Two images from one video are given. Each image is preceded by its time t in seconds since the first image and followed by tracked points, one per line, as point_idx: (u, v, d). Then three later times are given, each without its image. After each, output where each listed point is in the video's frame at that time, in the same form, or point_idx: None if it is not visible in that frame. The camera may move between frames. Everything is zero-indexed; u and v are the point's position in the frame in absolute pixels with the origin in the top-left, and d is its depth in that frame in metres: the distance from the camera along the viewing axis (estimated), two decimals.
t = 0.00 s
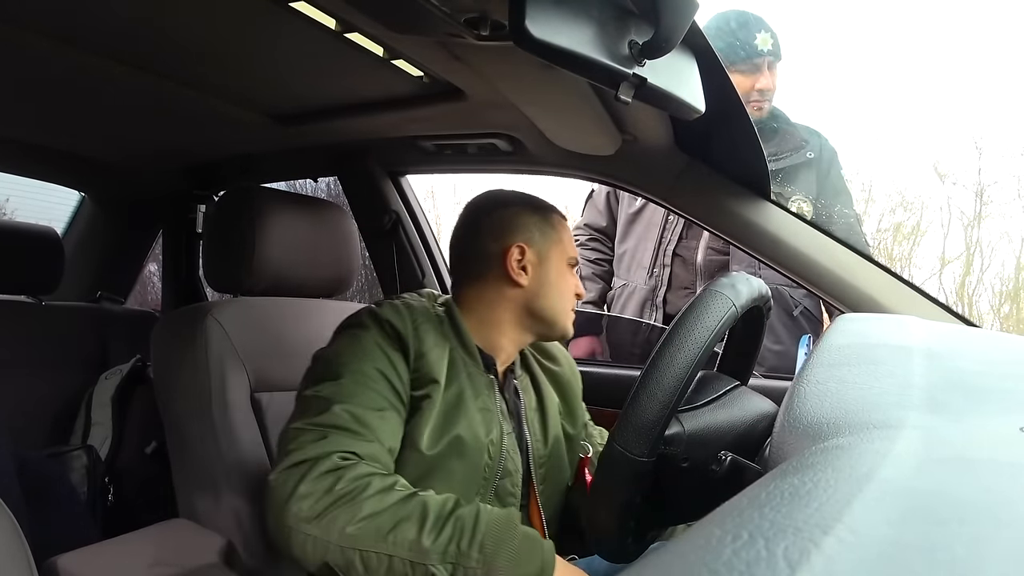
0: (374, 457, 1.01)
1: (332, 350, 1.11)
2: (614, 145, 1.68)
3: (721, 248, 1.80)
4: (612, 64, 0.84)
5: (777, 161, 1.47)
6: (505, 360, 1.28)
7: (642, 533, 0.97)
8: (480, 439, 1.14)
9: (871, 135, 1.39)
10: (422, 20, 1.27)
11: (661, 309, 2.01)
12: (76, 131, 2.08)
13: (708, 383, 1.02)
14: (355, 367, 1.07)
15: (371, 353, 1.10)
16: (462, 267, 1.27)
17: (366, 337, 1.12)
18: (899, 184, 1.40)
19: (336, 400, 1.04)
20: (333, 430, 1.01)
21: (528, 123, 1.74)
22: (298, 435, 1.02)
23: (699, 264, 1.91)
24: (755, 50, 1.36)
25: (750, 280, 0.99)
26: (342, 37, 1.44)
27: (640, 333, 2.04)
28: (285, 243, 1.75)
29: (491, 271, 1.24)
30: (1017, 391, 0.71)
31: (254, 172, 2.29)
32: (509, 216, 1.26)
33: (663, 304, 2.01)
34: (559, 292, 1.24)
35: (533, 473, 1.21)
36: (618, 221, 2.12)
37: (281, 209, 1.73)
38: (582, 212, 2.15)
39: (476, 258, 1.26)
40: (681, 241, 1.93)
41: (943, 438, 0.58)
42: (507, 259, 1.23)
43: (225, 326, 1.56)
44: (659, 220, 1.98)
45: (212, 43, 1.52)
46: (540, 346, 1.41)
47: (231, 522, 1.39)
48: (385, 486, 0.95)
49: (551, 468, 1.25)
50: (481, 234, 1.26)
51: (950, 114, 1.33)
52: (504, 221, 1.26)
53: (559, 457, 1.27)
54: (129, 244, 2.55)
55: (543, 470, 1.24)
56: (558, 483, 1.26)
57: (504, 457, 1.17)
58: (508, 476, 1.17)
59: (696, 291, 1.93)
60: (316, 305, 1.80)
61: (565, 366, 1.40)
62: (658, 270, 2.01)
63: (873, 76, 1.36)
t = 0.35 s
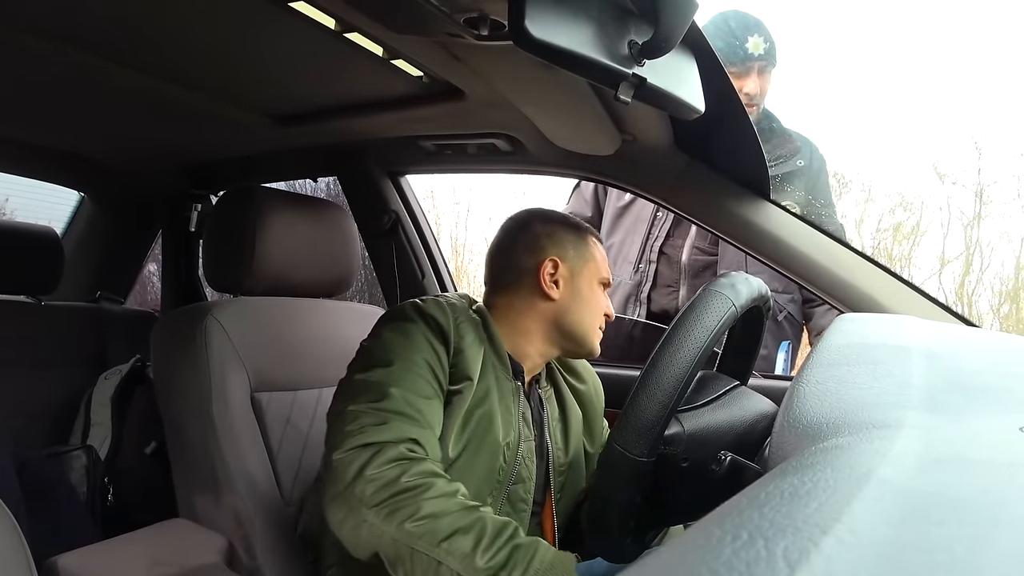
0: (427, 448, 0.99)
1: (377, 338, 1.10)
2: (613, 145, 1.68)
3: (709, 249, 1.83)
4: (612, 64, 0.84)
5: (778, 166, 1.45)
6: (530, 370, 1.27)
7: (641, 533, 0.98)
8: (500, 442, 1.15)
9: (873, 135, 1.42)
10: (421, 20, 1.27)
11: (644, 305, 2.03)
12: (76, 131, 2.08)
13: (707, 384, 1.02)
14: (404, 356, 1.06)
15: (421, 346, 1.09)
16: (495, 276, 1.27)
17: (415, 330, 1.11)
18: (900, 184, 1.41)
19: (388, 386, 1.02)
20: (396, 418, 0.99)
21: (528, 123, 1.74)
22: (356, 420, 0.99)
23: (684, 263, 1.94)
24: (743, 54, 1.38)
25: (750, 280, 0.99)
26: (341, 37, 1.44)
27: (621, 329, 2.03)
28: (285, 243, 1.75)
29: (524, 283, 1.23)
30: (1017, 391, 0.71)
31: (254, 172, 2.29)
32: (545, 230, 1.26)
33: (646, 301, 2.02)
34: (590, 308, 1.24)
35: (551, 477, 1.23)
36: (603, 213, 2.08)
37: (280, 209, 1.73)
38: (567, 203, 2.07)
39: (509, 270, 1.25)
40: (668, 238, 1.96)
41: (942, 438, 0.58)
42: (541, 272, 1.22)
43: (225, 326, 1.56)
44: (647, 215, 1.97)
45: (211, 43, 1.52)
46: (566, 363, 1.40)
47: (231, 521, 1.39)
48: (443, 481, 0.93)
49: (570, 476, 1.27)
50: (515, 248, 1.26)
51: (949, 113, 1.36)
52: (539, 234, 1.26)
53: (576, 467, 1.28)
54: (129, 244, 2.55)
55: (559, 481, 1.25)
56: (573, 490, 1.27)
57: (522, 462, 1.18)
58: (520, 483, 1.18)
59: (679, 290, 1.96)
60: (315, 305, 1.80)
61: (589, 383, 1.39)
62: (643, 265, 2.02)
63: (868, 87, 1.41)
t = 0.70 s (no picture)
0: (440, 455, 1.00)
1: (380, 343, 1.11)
2: (613, 145, 1.68)
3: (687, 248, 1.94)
4: (612, 64, 0.84)
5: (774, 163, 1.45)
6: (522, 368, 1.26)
7: (641, 533, 0.98)
8: (498, 442, 1.16)
9: (871, 134, 1.42)
10: (421, 20, 1.27)
11: (622, 306, 2.07)
12: (76, 131, 2.08)
13: (707, 383, 1.02)
14: (409, 363, 1.08)
15: (422, 349, 1.10)
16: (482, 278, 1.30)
17: (417, 334, 1.12)
18: (899, 184, 1.41)
19: (396, 393, 1.03)
20: (408, 426, 1.00)
21: (527, 123, 1.74)
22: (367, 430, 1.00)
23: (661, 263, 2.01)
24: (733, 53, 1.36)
25: (750, 281, 0.99)
26: (342, 37, 1.44)
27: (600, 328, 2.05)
28: (285, 244, 1.75)
29: (500, 279, 1.25)
30: (1018, 392, 0.70)
31: (254, 171, 2.29)
32: (524, 227, 1.27)
33: (625, 303, 2.07)
34: (566, 296, 1.21)
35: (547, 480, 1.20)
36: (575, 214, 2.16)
37: (280, 209, 1.73)
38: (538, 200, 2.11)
39: (490, 270, 1.27)
40: (646, 239, 2.02)
41: (942, 438, 0.58)
42: (512, 266, 1.24)
43: (224, 326, 1.57)
44: (622, 216, 2.04)
45: (211, 43, 1.52)
46: (565, 361, 1.40)
47: (230, 520, 1.39)
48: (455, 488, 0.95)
49: (565, 477, 1.27)
50: (496, 248, 1.28)
51: (947, 110, 1.36)
52: (517, 231, 1.27)
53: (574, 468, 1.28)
54: (129, 244, 2.55)
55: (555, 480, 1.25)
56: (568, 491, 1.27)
57: (522, 462, 1.18)
58: (518, 481, 1.17)
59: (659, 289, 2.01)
60: (315, 305, 1.79)
61: (586, 381, 1.39)
62: (621, 268, 2.09)
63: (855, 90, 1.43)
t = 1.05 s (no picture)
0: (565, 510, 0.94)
1: (464, 378, 0.99)
2: (613, 145, 1.68)
3: (669, 244, 2.01)
4: (612, 64, 0.84)
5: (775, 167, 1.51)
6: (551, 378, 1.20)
7: (641, 534, 0.97)
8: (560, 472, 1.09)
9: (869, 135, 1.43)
10: (421, 20, 1.27)
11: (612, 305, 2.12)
12: (76, 131, 2.08)
13: (706, 383, 1.02)
14: (505, 404, 0.97)
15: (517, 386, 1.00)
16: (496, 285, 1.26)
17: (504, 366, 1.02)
18: (899, 183, 1.43)
19: (504, 443, 0.94)
20: (534, 486, 0.92)
21: (527, 123, 1.73)
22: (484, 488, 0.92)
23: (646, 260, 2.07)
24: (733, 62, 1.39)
25: (750, 281, 0.99)
26: (342, 37, 1.44)
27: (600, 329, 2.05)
28: (286, 244, 1.76)
29: (516, 286, 1.20)
30: (1018, 392, 0.70)
31: (253, 171, 2.29)
32: (536, 232, 1.23)
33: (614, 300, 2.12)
34: (589, 300, 1.15)
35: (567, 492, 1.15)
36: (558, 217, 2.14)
37: (280, 209, 1.73)
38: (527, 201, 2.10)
39: (506, 277, 1.22)
40: (630, 238, 2.08)
41: (942, 439, 0.58)
42: (527, 271, 1.19)
43: (225, 326, 1.57)
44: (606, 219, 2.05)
45: (211, 42, 1.52)
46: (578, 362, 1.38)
47: (230, 521, 1.39)
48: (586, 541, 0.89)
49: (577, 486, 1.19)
50: (510, 254, 1.23)
51: (951, 111, 1.33)
52: (530, 237, 1.23)
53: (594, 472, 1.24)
54: (128, 244, 2.55)
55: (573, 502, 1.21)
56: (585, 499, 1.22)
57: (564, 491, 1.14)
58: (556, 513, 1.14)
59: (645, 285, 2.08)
60: (315, 306, 1.79)
61: (594, 379, 1.36)
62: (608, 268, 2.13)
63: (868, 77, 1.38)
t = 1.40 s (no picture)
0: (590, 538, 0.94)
1: (498, 397, 0.98)
2: (613, 144, 1.68)
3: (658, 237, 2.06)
4: (612, 64, 0.84)
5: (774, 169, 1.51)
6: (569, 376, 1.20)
7: (639, 533, 0.98)
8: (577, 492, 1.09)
9: (869, 134, 1.42)
10: (421, 20, 1.27)
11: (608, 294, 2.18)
12: (77, 130, 2.08)
13: (706, 383, 1.02)
14: (537, 427, 0.97)
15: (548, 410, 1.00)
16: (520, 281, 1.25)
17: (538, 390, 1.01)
18: (897, 184, 1.42)
19: (536, 467, 0.94)
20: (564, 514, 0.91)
21: (526, 123, 1.73)
22: (513, 514, 0.91)
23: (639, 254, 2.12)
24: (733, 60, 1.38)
25: (750, 281, 0.99)
26: (341, 36, 1.44)
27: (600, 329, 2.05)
28: (286, 243, 1.76)
29: (540, 283, 1.20)
30: (1017, 393, 0.70)
31: (253, 171, 2.29)
32: (563, 227, 1.22)
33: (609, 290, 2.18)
34: (613, 299, 1.16)
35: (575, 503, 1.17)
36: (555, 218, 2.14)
37: (280, 209, 1.73)
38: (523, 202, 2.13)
39: (530, 273, 1.22)
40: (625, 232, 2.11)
41: (941, 439, 0.58)
42: (552, 269, 1.19)
43: (225, 325, 1.57)
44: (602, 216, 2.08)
45: (211, 42, 1.52)
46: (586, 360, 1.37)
47: (231, 521, 1.39)
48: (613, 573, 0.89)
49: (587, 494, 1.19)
50: (534, 250, 1.23)
51: (951, 113, 1.33)
52: (557, 232, 1.22)
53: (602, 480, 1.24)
54: (128, 243, 2.55)
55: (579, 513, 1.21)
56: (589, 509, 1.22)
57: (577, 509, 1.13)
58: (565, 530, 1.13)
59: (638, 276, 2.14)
60: (316, 305, 1.79)
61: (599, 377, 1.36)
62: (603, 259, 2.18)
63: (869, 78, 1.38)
